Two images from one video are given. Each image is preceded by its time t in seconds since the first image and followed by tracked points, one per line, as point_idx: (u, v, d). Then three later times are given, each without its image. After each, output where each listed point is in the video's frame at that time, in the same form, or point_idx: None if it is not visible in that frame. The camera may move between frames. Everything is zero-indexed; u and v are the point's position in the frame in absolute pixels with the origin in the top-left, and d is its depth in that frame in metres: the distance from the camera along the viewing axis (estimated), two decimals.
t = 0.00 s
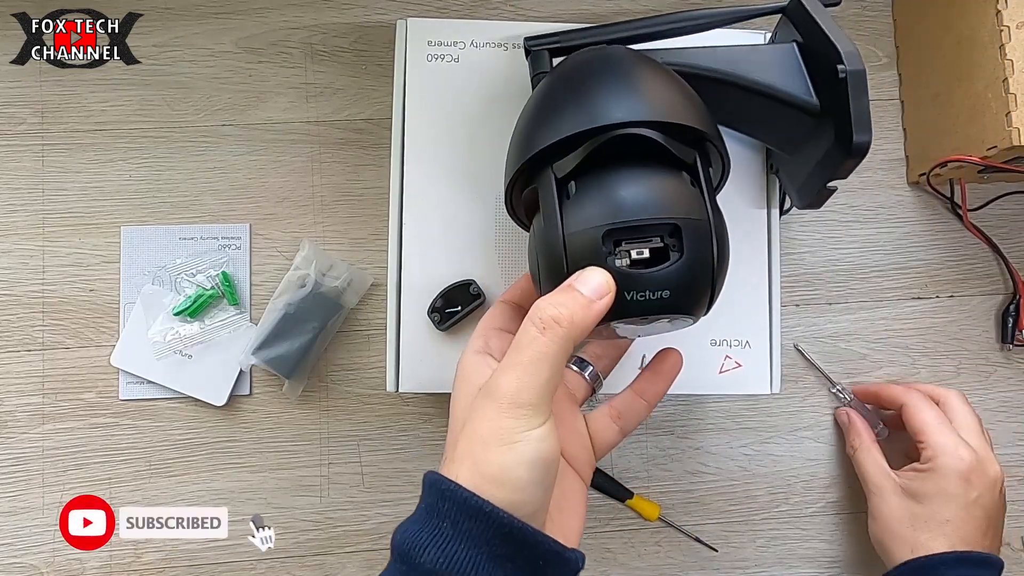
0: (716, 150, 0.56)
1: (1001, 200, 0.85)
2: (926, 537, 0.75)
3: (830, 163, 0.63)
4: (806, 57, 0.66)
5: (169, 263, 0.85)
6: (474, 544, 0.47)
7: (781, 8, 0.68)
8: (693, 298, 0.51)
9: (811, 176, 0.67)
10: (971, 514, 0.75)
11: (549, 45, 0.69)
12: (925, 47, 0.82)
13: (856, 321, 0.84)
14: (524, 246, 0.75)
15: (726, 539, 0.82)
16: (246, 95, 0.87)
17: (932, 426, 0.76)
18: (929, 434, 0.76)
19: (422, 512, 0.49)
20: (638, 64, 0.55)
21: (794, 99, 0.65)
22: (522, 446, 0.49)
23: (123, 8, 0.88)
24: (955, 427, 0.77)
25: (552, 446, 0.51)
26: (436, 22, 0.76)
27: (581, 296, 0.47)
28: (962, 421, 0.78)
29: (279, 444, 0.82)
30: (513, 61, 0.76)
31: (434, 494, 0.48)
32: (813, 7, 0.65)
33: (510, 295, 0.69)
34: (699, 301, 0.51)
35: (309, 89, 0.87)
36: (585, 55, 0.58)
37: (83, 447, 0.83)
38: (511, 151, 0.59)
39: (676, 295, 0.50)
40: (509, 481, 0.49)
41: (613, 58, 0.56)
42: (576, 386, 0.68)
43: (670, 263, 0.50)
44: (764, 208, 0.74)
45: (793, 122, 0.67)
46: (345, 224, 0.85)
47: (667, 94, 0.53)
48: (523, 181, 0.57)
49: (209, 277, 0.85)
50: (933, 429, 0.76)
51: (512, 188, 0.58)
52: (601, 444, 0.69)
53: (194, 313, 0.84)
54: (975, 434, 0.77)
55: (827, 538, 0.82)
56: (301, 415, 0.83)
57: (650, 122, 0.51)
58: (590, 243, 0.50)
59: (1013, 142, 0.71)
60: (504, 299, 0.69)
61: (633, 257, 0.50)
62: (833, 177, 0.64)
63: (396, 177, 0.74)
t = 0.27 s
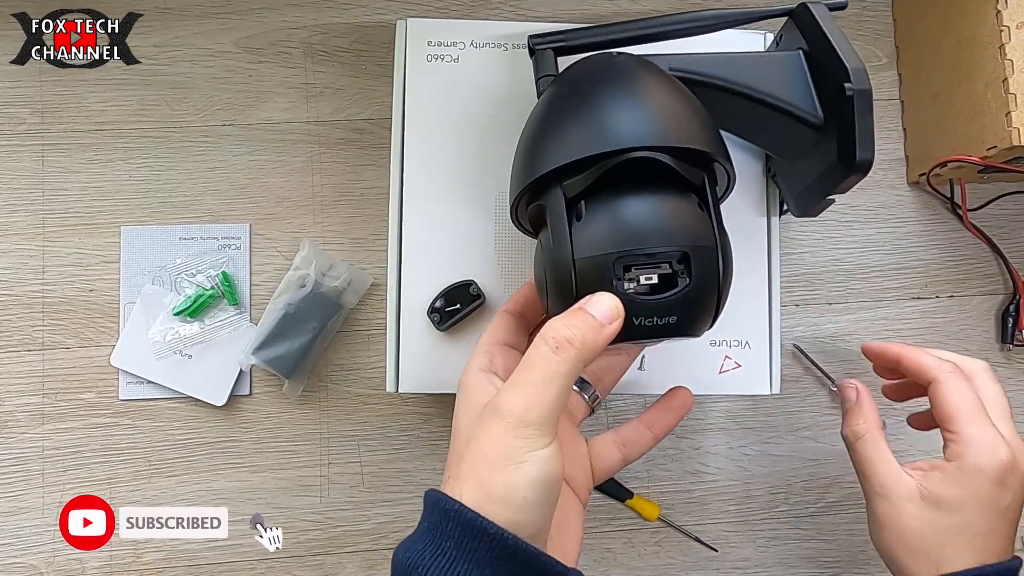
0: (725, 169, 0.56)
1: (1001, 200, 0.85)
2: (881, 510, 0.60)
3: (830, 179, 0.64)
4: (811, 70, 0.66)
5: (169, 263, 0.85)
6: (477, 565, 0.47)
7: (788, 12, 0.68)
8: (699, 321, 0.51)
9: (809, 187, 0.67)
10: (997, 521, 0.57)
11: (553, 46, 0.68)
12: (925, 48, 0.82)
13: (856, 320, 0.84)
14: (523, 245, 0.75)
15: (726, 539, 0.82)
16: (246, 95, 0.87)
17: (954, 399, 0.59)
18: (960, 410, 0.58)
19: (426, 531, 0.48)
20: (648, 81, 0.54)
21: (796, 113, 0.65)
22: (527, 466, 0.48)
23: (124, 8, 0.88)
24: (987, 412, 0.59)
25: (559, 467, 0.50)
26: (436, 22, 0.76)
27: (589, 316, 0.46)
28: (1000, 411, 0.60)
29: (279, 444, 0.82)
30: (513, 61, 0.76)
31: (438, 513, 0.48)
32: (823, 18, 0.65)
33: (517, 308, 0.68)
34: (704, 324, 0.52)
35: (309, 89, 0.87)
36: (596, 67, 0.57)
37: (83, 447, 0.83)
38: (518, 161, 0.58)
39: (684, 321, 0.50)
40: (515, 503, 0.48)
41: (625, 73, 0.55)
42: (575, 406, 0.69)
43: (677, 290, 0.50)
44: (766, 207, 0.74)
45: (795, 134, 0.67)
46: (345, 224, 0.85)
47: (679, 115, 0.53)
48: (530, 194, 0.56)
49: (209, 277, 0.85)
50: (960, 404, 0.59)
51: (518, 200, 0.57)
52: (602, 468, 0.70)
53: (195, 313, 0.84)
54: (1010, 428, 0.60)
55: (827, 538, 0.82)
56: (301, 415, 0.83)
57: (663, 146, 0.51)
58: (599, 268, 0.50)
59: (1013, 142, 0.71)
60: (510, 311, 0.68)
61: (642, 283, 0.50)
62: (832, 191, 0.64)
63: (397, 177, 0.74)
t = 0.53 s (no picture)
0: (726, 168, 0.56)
1: (1001, 200, 0.85)
2: (811, 521, 0.50)
3: (832, 177, 0.64)
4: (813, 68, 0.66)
5: (169, 263, 0.85)
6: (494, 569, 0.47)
7: (788, 11, 0.68)
8: (701, 319, 0.51)
9: (811, 186, 0.67)
10: (942, 479, 0.50)
11: (554, 46, 0.68)
12: (925, 47, 0.82)
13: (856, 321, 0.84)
14: (523, 245, 0.75)
15: (726, 539, 0.82)
16: (246, 95, 0.87)
17: (863, 328, 0.51)
18: (869, 347, 0.50)
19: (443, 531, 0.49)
20: (650, 79, 0.54)
21: (798, 112, 0.65)
22: (545, 465, 0.48)
23: (124, 8, 0.88)
24: (902, 345, 0.51)
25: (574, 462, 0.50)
26: (436, 22, 0.76)
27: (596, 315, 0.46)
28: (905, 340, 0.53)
29: (279, 444, 0.83)
30: (514, 61, 0.76)
31: (456, 516, 0.48)
32: (824, 17, 0.65)
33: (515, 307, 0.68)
34: (706, 322, 0.51)
35: (309, 89, 0.87)
36: (597, 66, 0.57)
37: (83, 447, 0.83)
38: (519, 160, 0.58)
39: (686, 320, 0.50)
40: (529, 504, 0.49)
41: (625, 72, 0.55)
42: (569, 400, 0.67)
43: (679, 287, 0.50)
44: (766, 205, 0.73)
45: (796, 133, 0.67)
46: (345, 224, 0.85)
47: (680, 113, 0.52)
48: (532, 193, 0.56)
49: (209, 277, 0.85)
50: (870, 334, 0.51)
51: (519, 198, 0.57)
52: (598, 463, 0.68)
53: (195, 313, 0.84)
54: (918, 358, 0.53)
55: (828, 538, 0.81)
56: (301, 415, 0.83)
57: (665, 145, 0.51)
58: (601, 266, 0.50)
59: (1013, 142, 0.71)
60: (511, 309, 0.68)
61: (644, 281, 0.50)
62: (833, 189, 0.64)
63: (396, 176, 0.74)
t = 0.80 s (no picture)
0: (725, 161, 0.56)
1: (1001, 200, 0.85)
2: (783, 492, 0.50)
3: (832, 170, 0.64)
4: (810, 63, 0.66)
5: (170, 263, 0.85)
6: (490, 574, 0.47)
7: (788, 10, 0.68)
8: (701, 310, 0.51)
9: (811, 181, 0.67)
10: (923, 451, 0.49)
11: (553, 45, 0.68)
12: (924, 48, 0.82)
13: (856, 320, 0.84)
14: (523, 244, 0.74)
15: (726, 539, 0.82)
16: (246, 95, 0.87)
17: (841, 294, 0.51)
18: (847, 313, 0.50)
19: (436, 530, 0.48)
20: (649, 73, 0.55)
21: (797, 106, 0.65)
22: (540, 459, 0.48)
23: (124, 8, 0.88)
24: (883, 313, 0.51)
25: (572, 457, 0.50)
26: (436, 22, 0.76)
27: (593, 305, 0.46)
28: (886, 309, 0.53)
29: (279, 444, 0.82)
30: (514, 61, 0.76)
31: (450, 512, 0.48)
32: (821, 13, 0.65)
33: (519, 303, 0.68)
34: (706, 313, 0.51)
35: (309, 89, 0.87)
36: (595, 62, 0.57)
37: (84, 447, 0.83)
38: (518, 156, 0.58)
39: (686, 309, 0.50)
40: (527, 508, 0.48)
41: (623, 67, 0.55)
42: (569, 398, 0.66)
43: (678, 276, 0.49)
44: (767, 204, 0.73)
45: (795, 128, 0.67)
46: (345, 224, 0.85)
47: (678, 106, 0.53)
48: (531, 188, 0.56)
49: (209, 277, 0.85)
50: (848, 300, 0.50)
51: (518, 193, 0.58)
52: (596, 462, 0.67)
53: (195, 313, 0.84)
54: (901, 329, 0.52)
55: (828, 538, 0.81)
56: (301, 415, 0.83)
57: (663, 135, 0.51)
58: (599, 255, 0.50)
59: (1013, 142, 0.71)
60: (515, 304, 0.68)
61: (643, 270, 0.49)
62: (832, 183, 0.64)
63: (396, 176, 0.74)
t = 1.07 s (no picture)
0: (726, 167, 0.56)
1: (1001, 200, 0.85)
2: (773, 487, 0.50)
3: (832, 175, 0.64)
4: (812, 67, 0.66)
5: (169, 263, 0.85)
6: None
7: (788, 10, 0.68)
8: (700, 317, 0.51)
9: (811, 185, 0.67)
10: (915, 451, 0.49)
11: (554, 45, 0.68)
12: (924, 48, 0.82)
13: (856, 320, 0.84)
14: (523, 244, 0.74)
15: (726, 539, 0.82)
16: (246, 95, 0.87)
17: (836, 293, 0.51)
18: (842, 313, 0.50)
19: None
20: (650, 78, 0.54)
21: (798, 110, 0.65)
22: (506, 525, 0.48)
23: (124, 8, 0.88)
24: (878, 314, 0.51)
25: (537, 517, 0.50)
26: (436, 23, 0.76)
27: (580, 366, 0.47)
28: (882, 311, 0.53)
29: (279, 444, 0.83)
30: (514, 61, 0.76)
31: None
32: (824, 15, 0.65)
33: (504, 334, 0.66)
34: (704, 319, 0.51)
35: (309, 89, 0.87)
36: (596, 64, 0.57)
37: (84, 447, 0.83)
38: (519, 158, 0.58)
39: (685, 317, 0.50)
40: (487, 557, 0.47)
41: (625, 70, 0.55)
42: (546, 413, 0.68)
43: (678, 284, 0.50)
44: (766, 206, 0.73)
45: (796, 132, 0.67)
46: (345, 224, 0.85)
47: (680, 112, 0.53)
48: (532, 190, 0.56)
49: (209, 277, 0.85)
50: (843, 300, 0.50)
51: (519, 195, 0.57)
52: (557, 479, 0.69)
53: (195, 313, 0.84)
54: (897, 330, 0.52)
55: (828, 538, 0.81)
56: (301, 415, 0.83)
57: (664, 142, 0.51)
58: (600, 262, 0.50)
59: (1013, 142, 0.71)
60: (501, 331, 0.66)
61: (643, 278, 0.50)
62: (832, 188, 0.64)
63: (396, 176, 0.74)
